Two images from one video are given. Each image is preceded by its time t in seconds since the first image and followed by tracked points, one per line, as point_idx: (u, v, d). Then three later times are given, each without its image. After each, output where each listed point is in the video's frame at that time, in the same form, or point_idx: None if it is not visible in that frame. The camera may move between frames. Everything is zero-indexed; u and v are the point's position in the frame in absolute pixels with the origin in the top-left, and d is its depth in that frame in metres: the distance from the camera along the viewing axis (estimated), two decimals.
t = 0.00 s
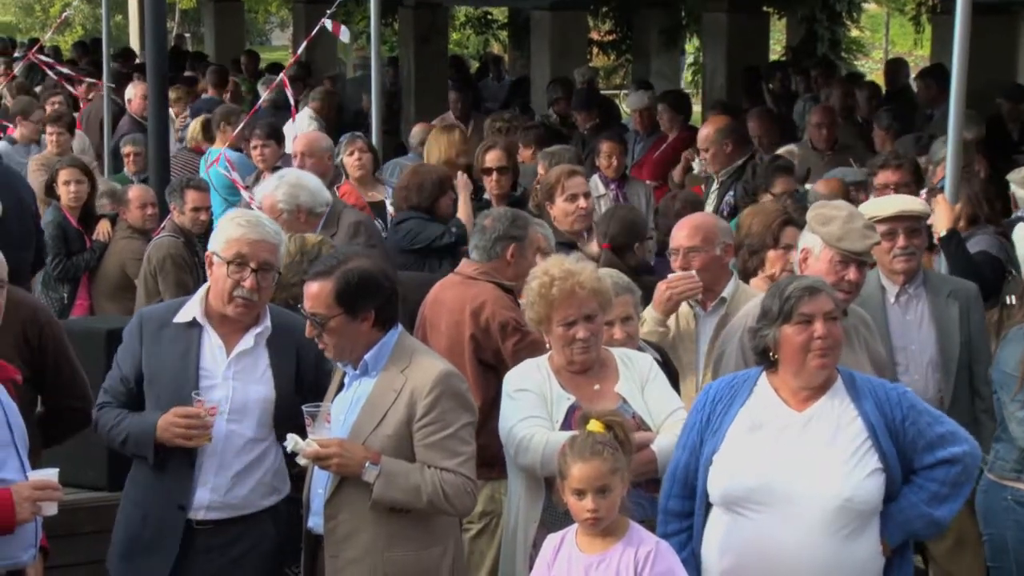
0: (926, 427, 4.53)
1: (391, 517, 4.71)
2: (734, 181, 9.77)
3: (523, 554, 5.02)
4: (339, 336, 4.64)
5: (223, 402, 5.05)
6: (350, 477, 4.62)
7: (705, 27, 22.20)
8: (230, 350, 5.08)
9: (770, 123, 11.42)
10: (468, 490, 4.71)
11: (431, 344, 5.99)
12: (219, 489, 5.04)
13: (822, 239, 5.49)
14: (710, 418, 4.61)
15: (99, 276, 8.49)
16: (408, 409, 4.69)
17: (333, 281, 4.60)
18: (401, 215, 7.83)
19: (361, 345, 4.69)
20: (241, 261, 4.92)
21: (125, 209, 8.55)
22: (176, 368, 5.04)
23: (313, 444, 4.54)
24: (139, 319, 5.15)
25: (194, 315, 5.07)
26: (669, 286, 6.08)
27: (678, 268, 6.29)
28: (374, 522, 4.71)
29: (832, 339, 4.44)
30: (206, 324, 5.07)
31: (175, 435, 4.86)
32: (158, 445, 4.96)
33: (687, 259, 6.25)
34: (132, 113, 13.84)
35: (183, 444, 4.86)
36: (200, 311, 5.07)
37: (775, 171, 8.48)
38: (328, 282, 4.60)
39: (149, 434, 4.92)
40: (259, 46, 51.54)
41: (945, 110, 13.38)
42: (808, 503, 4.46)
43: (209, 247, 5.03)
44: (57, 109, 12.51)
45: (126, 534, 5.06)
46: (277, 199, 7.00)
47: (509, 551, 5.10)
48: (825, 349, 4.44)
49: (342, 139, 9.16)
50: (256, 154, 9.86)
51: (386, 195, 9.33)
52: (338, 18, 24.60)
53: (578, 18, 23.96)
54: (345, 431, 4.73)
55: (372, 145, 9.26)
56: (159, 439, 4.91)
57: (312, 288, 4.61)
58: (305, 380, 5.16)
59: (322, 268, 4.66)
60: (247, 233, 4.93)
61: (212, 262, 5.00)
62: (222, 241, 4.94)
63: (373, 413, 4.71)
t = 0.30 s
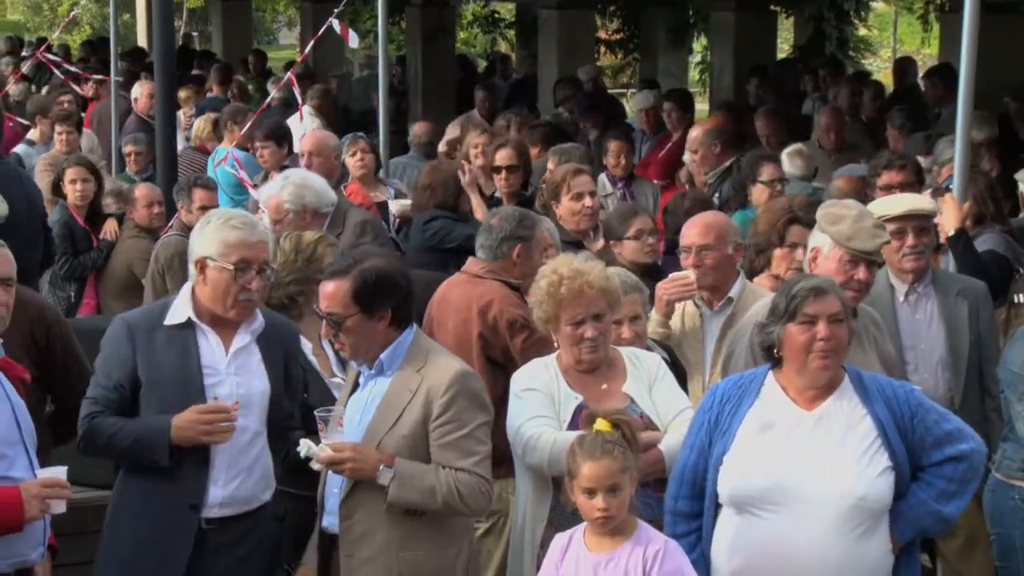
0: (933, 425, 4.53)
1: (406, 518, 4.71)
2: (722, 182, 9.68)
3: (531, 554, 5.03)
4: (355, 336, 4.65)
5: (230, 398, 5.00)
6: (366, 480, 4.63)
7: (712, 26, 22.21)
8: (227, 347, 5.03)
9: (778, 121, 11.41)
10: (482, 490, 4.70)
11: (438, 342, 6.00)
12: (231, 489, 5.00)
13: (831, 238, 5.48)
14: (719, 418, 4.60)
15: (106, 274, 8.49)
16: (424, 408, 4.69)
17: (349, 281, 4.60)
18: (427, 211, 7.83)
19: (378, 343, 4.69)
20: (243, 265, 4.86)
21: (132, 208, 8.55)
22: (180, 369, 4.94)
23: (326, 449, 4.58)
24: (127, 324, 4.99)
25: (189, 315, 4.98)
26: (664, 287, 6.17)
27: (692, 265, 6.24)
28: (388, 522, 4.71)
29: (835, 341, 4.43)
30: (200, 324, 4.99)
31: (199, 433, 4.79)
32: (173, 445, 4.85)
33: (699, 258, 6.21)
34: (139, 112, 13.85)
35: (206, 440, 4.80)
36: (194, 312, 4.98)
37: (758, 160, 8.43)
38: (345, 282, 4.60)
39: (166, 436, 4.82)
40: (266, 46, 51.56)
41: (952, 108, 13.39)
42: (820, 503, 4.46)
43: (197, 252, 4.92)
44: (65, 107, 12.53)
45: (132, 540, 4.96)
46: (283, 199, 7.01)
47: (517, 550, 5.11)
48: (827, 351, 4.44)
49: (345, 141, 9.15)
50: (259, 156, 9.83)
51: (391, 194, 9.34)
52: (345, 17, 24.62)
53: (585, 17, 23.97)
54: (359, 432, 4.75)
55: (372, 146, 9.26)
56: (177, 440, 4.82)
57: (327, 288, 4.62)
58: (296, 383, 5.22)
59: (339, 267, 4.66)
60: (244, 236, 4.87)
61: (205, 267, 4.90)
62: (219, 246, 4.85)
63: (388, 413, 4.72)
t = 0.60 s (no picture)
0: (943, 422, 4.53)
1: (420, 523, 4.72)
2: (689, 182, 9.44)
3: (539, 552, 5.03)
4: (377, 339, 4.66)
5: (235, 398, 4.94)
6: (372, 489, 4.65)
7: (722, 24, 22.18)
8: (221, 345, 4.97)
9: (787, 119, 11.40)
10: (492, 492, 4.67)
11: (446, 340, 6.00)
12: (246, 484, 5.03)
13: (842, 237, 5.48)
14: (728, 417, 4.60)
15: (115, 273, 8.50)
16: (440, 407, 4.69)
17: (366, 284, 4.61)
18: (444, 208, 7.91)
19: (397, 342, 4.70)
20: (235, 263, 4.80)
21: (141, 206, 8.56)
22: (187, 374, 4.85)
23: (331, 458, 4.59)
24: (128, 330, 4.84)
25: (184, 320, 4.87)
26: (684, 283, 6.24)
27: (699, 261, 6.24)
28: (399, 524, 4.71)
29: (840, 335, 4.42)
30: (194, 328, 4.89)
31: (225, 441, 4.72)
32: (197, 454, 4.77)
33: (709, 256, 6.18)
34: (148, 110, 13.87)
35: (233, 446, 4.74)
36: (187, 315, 4.88)
37: (759, 156, 8.43)
38: (362, 285, 4.61)
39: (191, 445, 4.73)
40: (276, 45, 51.62)
41: (961, 106, 13.40)
42: (830, 501, 4.46)
43: (181, 255, 4.80)
44: (74, 105, 12.55)
45: (145, 549, 4.87)
46: (292, 196, 6.99)
47: (525, 549, 5.11)
48: (830, 347, 4.43)
49: (353, 140, 9.18)
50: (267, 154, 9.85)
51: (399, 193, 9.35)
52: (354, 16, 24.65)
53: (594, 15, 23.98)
54: (377, 434, 4.77)
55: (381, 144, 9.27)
56: (201, 448, 4.74)
57: (344, 293, 4.62)
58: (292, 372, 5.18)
59: (353, 271, 4.66)
60: (232, 234, 4.80)
61: (193, 269, 4.79)
62: (209, 247, 4.76)
63: (406, 413, 4.72)
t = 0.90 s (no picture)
0: (955, 423, 4.50)
1: (431, 521, 4.72)
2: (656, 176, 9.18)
3: (549, 551, 5.03)
4: (386, 336, 4.65)
5: (239, 394, 4.93)
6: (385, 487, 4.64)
7: (732, 22, 22.15)
8: (223, 343, 4.96)
9: (797, 116, 11.38)
10: (504, 489, 4.69)
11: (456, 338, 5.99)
12: (255, 479, 5.05)
13: (853, 236, 5.48)
14: (739, 414, 4.60)
15: (125, 271, 8.50)
16: (451, 404, 4.69)
17: (378, 281, 4.60)
18: (472, 204, 7.81)
19: (405, 341, 4.70)
20: (232, 264, 4.80)
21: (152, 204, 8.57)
22: (190, 376, 4.85)
23: (344, 458, 4.59)
24: (127, 334, 4.85)
25: (185, 324, 4.85)
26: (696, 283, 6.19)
27: (706, 261, 6.27)
28: (409, 521, 4.71)
29: (846, 332, 4.42)
30: (196, 330, 4.87)
31: (235, 442, 4.72)
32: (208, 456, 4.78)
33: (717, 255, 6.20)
34: (157, 108, 13.89)
35: (245, 447, 4.74)
36: (188, 319, 4.86)
37: (772, 155, 8.42)
38: (374, 281, 4.60)
39: (200, 446, 4.74)
40: (287, 44, 51.68)
41: (972, 104, 13.39)
42: (840, 500, 4.45)
43: (177, 262, 4.80)
44: (85, 103, 12.57)
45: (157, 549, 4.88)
46: (307, 189, 7.00)
47: (535, 548, 5.11)
48: (837, 345, 4.43)
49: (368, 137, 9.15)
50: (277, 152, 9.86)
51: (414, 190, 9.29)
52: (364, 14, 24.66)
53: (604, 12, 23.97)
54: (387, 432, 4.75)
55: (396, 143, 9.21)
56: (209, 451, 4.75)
57: (354, 289, 4.61)
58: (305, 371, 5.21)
59: (365, 267, 4.65)
60: (226, 236, 4.80)
61: (190, 275, 4.79)
62: (204, 252, 4.76)
63: (415, 410, 4.72)
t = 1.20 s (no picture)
0: (968, 423, 4.48)
1: (434, 513, 4.72)
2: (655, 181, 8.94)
3: (561, 548, 5.03)
4: (385, 329, 4.63)
5: (247, 389, 4.93)
6: (390, 481, 4.63)
7: (744, 19, 22.14)
8: (232, 339, 4.96)
9: (809, 114, 11.36)
10: (507, 482, 4.73)
11: (467, 337, 5.99)
12: (266, 473, 5.02)
13: (864, 233, 5.47)
14: (751, 412, 4.59)
15: (139, 268, 8.51)
16: (451, 398, 4.70)
17: (380, 274, 4.59)
18: (495, 201, 7.73)
19: (404, 335, 4.69)
20: (240, 259, 4.80)
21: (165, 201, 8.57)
22: (194, 371, 4.85)
23: (349, 451, 4.57)
24: (129, 332, 4.85)
25: (192, 317, 4.87)
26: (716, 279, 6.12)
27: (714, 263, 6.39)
28: (414, 515, 4.70)
29: (855, 331, 4.41)
30: (204, 324, 4.89)
31: (234, 441, 4.71)
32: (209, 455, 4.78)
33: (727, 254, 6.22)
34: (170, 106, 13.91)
35: (245, 447, 4.72)
36: (196, 314, 4.88)
37: (794, 152, 8.39)
38: (375, 275, 4.58)
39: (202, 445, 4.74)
40: (299, 41, 51.73)
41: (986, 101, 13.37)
42: (850, 500, 4.44)
43: (187, 255, 4.80)
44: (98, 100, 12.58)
45: (169, 541, 4.87)
46: (330, 176, 6.97)
47: (547, 546, 5.11)
48: (846, 344, 4.42)
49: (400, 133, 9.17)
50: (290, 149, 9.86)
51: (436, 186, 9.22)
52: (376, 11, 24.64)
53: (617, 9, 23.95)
54: (387, 426, 4.74)
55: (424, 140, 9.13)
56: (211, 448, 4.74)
57: (354, 282, 4.60)
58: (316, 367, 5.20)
59: (366, 260, 4.63)
60: (235, 230, 4.80)
61: (199, 269, 4.80)
62: (213, 246, 4.76)
63: (415, 404, 4.71)
